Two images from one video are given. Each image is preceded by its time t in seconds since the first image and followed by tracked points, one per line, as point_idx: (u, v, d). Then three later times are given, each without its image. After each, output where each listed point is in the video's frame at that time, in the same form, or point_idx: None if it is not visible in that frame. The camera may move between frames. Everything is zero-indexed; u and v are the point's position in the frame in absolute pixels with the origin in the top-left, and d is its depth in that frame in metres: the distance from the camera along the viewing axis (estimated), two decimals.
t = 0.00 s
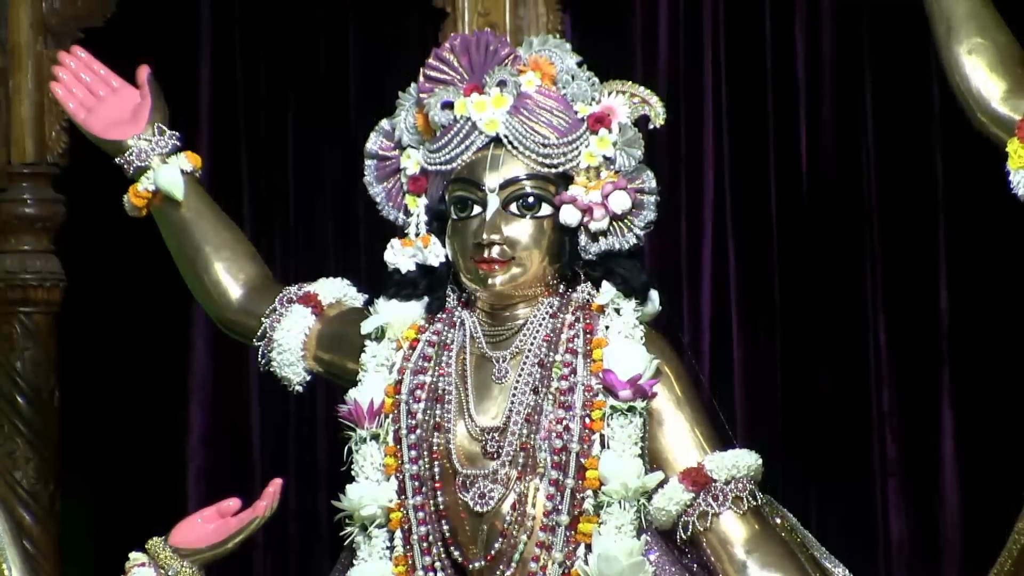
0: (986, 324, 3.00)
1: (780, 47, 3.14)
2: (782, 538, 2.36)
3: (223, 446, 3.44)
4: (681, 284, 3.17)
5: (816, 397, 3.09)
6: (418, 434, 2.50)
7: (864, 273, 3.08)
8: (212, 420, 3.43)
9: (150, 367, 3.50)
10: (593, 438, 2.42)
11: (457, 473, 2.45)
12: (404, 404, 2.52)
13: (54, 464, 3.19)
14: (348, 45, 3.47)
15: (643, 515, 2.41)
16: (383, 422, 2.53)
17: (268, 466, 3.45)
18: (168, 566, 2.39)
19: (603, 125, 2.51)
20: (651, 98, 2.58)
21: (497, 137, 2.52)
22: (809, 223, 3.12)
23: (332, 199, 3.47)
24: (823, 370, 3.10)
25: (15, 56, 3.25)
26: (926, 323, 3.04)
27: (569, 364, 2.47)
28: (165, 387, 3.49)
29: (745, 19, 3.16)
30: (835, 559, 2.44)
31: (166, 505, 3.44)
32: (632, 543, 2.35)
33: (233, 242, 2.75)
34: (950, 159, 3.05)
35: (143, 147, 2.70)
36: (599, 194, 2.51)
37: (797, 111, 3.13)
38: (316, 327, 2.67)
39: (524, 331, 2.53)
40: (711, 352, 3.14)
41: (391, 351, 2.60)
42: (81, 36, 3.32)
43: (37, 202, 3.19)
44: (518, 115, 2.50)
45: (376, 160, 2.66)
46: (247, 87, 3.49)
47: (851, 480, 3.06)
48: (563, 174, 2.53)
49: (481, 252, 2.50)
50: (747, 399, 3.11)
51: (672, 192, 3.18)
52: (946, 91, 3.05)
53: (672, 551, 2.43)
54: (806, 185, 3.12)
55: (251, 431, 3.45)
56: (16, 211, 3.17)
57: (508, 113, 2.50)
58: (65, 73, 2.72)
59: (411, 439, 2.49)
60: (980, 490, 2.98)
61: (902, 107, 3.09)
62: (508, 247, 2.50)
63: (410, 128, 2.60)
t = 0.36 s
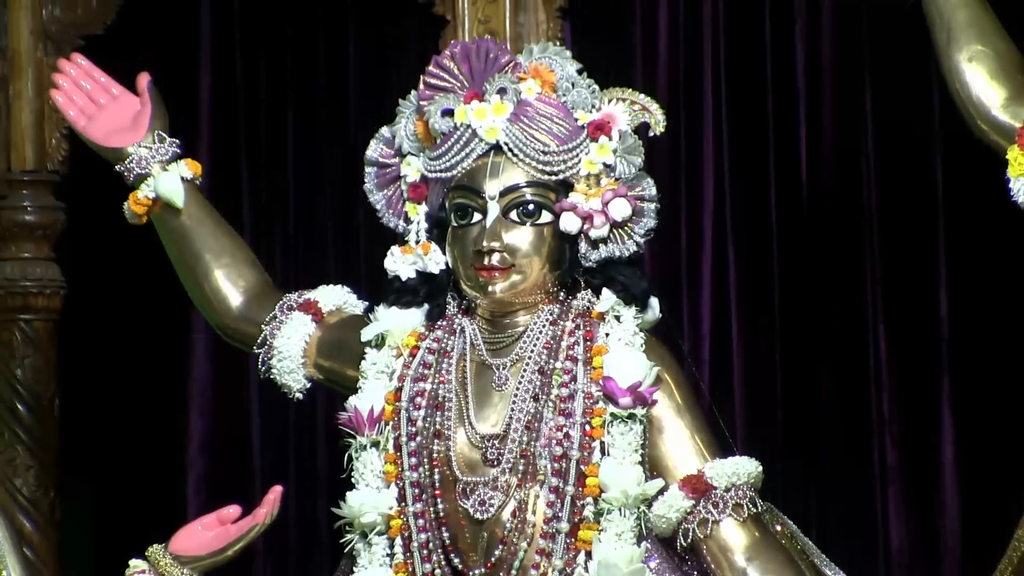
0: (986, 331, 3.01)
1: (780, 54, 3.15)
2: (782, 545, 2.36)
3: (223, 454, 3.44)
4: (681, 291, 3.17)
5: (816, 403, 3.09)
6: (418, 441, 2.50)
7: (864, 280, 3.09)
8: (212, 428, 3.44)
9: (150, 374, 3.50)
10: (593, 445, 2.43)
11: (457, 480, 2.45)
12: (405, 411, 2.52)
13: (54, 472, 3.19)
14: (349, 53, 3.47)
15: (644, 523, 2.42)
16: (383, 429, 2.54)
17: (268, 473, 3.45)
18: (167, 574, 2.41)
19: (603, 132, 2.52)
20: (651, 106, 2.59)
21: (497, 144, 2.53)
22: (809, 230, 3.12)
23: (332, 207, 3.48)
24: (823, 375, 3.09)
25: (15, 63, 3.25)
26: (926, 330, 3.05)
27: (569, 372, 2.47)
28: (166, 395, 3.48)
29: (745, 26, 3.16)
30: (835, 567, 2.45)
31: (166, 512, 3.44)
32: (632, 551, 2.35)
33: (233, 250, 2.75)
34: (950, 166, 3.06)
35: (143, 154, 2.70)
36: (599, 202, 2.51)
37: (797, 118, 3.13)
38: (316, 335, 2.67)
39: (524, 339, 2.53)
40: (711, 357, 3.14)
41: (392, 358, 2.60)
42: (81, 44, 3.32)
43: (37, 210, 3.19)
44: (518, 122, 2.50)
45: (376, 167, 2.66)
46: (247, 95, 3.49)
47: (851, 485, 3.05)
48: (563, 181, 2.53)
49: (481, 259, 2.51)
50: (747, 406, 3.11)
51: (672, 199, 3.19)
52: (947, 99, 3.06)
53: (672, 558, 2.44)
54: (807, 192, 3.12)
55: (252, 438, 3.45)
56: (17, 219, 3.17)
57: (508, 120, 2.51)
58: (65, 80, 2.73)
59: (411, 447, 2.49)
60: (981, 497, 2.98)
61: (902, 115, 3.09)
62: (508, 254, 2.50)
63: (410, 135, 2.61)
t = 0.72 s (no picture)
0: (986, 335, 3.04)
1: (780, 59, 3.14)
2: (782, 549, 2.36)
3: (220, 458, 3.41)
4: (681, 296, 3.16)
5: (816, 409, 3.10)
6: (418, 446, 2.49)
7: (863, 284, 3.09)
8: (211, 434, 3.41)
9: (150, 380, 3.54)
10: (593, 450, 2.42)
11: (457, 484, 2.45)
12: (405, 416, 2.51)
13: (54, 476, 3.19)
14: (349, 58, 3.48)
15: (643, 527, 2.42)
16: (383, 434, 2.53)
17: (267, 478, 3.43)
18: None
19: (603, 137, 2.52)
20: (651, 110, 2.58)
21: (497, 149, 2.53)
22: (809, 234, 3.13)
23: (332, 211, 3.48)
24: (822, 381, 3.10)
25: (15, 67, 3.25)
26: (926, 335, 3.05)
27: (568, 376, 2.47)
28: (166, 400, 3.53)
29: (745, 31, 3.16)
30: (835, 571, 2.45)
31: (166, 518, 3.45)
32: (632, 555, 2.35)
33: (233, 254, 2.75)
34: (951, 176, 3.08)
35: (142, 158, 2.70)
36: (599, 206, 2.51)
37: (797, 123, 3.13)
38: (316, 339, 2.67)
39: (524, 343, 2.53)
40: (710, 360, 3.14)
41: (392, 363, 2.59)
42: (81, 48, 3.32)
43: (37, 214, 3.19)
44: (518, 127, 2.50)
45: (376, 171, 2.66)
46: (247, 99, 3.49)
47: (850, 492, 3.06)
48: (563, 186, 2.54)
49: (481, 264, 2.51)
50: (747, 410, 3.10)
51: (672, 204, 3.18)
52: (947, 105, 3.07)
53: (672, 562, 2.45)
54: (806, 196, 3.12)
55: (251, 442, 3.43)
56: (17, 223, 3.17)
57: (508, 124, 2.51)
58: (65, 84, 2.73)
59: (411, 451, 2.49)
60: (981, 502, 3.01)
61: (902, 120, 3.09)
62: (508, 258, 2.50)
63: (410, 139, 2.60)
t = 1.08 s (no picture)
0: (985, 334, 3.03)
1: (780, 60, 3.14)
2: (782, 550, 2.36)
3: (220, 459, 3.41)
4: (681, 296, 3.17)
5: (815, 410, 3.10)
6: (418, 446, 2.49)
7: (863, 284, 3.09)
8: (210, 434, 3.41)
9: (150, 382, 3.53)
10: (593, 450, 2.42)
11: (457, 484, 2.45)
12: (404, 416, 2.52)
13: (53, 476, 3.19)
14: (348, 59, 3.47)
15: (643, 527, 2.42)
16: (383, 434, 2.53)
17: (267, 477, 3.43)
18: None
19: (603, 137, 2.52)
20: (651, 111, 2.58)
21: (497, 149, 2.53)
22: (809, 234, 3.13)
23: (331, 212, 3.48)
24: (822, 382, 3.10)
25: (15, 67, 3.25)
26: (926, 335, 3.05)
27: (568, 377, 2.47)
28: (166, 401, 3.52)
29: (745, 31, 3.16)
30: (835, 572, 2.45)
31: (166, 517, 3.45)
32: (631, 555, 2.35)
33: (233, 254, 2.75)
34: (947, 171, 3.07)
35: (143, 158, 2.70)
36: (599, 206, 2.51)
37: (797, 123, 3.13)
38: (316, 339, 2.67)
39: (524, 343, 2.53)
40: (710, 361, 3.14)
41: (391, 363, 2.59)
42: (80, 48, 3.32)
43: (37, 214, 3.18)
44: (518, 127, 2.50)
45: (376, 171, 2.66)
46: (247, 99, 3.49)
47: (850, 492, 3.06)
48: (563, 186, 2.54)
49: (481, 264, 2.51)
50: (747, 410, 3.11)
51: (672, 205, 3.18)
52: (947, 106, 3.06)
53: (672, 562, 2.45)
54: (806, 196, 3.13)
55: (251, 442, 3.43)
56: (17, 223, 3.17)
57: (508, 125, 2.51)
58: (65, 85, 2.73)
59: (411, 451, 2.49)
60: (980, 502, 3.00)
61: (902, 120, 3.09)
62: (508, 258, 2.50)
63: (410, 140, 2.60)
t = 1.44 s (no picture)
0: (986, 334, 3.03)
1: (780, 60, 3.14)
2: (781, 550, 2.36)
3: (221, 459, 3.41)
4: (680, 296, 3.17)
5: (815, 410, 3.10)
6: (418, 445, 2.49)
7: (863, 284, 3.09)
8: (211, 434, 3.41)
9: (150, 381, 3.53)
10: (592, 450, 2.42)
11: (457, 484, 2.45)
12: (404, 416, 2.52)
13: (53, 476, 3.19)
14: (348, 59, 3.47)
15: (643, 527, 2.42)
16: (383, 434, 2.53)
17: (268, 477, 3.43)
18: None
19: (603, 137, 2.52)
20: (651, 110, 2.58)
21: (497, 149, 2.53)
22: (808, 234, 3.13)
23: (331, 211, 3.48)
24: (822, 382, 3.10)
25: (15, 67, 3.25)
26: (925, 335, 3.05)
27: (568, 377, 2.47)
28: (166, 401, 3.52)
29: (745, 32, 3.16)
30: (834, 572, 2.45)
31: (166, 517, 3.45)
32: (631, 554, 2.35)
33: (233, 254, 2.75)
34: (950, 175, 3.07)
35: (142, 158, 2.70)
36: (599, 206, 2.51)
37: (797, 123, 3.13)
38: (316, 339, 2.67)
39: (524, 343, 2.53)
40: (710, 362, 3.14)
41: (391, 363, 2.59)
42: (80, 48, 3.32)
43: (36, 214, 3.18)
44: (518, 127, 2.50)
45: (376, 171, 2.66)
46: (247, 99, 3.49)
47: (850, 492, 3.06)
48: (563, 186, 2.54)
49: (481, 264, 2.51)
50: (747, 410, 3.11)
51: (672, 205, 3.18)
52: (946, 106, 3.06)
53: (671, 562, 2.45)
54: (806, 196, 3.13)
55: (251, 442, 3.43)
56: (17, 223, 3.17)
57: (508, 125, 2.51)
58: (65, 84, 2.73)
59: (411, 451, 2.49)
60: (980, 502, 3.00)
61: (901, 121, 3.09)
62: (508, 258, 2.50)
63: (410, 140, 2.60)
